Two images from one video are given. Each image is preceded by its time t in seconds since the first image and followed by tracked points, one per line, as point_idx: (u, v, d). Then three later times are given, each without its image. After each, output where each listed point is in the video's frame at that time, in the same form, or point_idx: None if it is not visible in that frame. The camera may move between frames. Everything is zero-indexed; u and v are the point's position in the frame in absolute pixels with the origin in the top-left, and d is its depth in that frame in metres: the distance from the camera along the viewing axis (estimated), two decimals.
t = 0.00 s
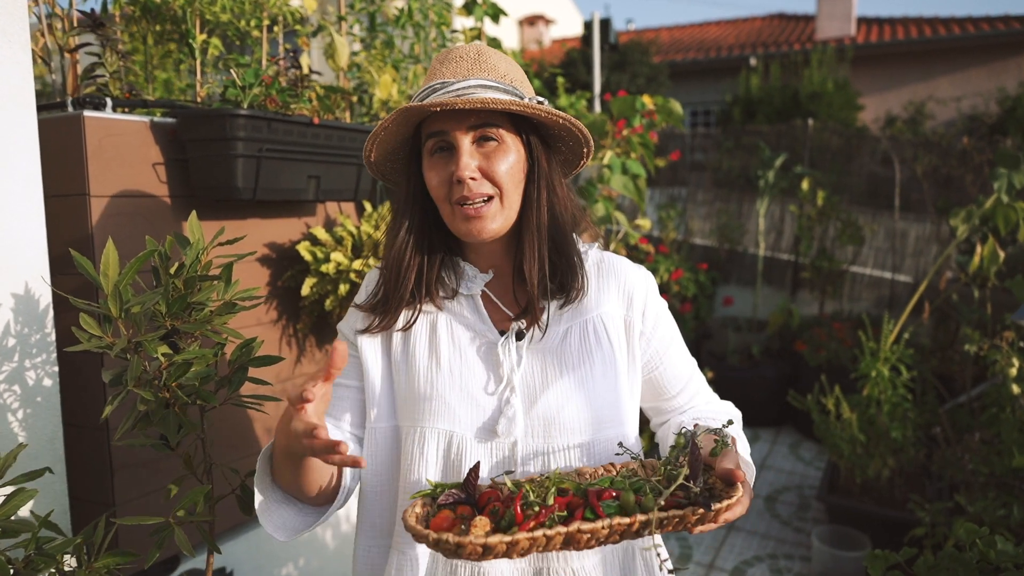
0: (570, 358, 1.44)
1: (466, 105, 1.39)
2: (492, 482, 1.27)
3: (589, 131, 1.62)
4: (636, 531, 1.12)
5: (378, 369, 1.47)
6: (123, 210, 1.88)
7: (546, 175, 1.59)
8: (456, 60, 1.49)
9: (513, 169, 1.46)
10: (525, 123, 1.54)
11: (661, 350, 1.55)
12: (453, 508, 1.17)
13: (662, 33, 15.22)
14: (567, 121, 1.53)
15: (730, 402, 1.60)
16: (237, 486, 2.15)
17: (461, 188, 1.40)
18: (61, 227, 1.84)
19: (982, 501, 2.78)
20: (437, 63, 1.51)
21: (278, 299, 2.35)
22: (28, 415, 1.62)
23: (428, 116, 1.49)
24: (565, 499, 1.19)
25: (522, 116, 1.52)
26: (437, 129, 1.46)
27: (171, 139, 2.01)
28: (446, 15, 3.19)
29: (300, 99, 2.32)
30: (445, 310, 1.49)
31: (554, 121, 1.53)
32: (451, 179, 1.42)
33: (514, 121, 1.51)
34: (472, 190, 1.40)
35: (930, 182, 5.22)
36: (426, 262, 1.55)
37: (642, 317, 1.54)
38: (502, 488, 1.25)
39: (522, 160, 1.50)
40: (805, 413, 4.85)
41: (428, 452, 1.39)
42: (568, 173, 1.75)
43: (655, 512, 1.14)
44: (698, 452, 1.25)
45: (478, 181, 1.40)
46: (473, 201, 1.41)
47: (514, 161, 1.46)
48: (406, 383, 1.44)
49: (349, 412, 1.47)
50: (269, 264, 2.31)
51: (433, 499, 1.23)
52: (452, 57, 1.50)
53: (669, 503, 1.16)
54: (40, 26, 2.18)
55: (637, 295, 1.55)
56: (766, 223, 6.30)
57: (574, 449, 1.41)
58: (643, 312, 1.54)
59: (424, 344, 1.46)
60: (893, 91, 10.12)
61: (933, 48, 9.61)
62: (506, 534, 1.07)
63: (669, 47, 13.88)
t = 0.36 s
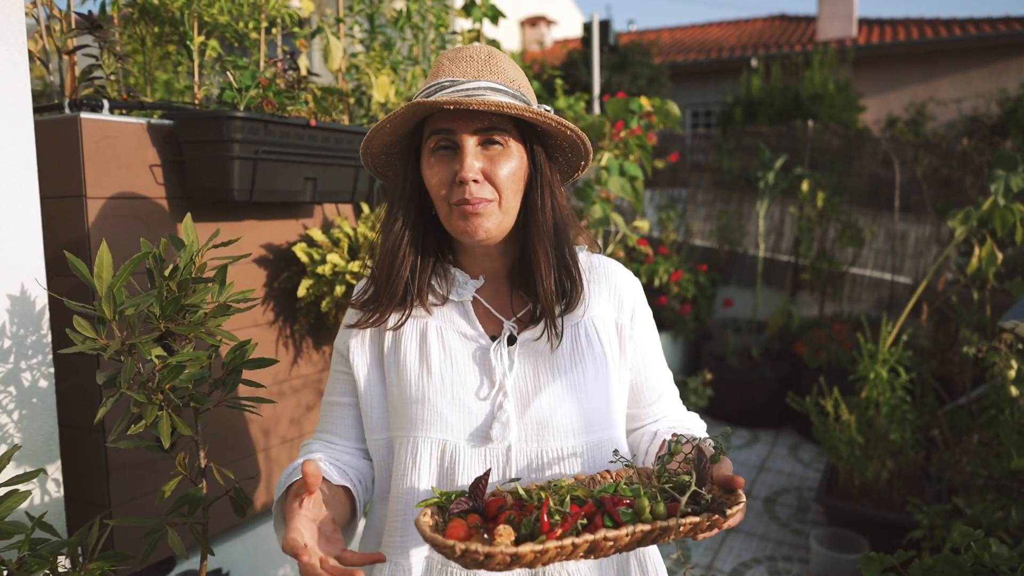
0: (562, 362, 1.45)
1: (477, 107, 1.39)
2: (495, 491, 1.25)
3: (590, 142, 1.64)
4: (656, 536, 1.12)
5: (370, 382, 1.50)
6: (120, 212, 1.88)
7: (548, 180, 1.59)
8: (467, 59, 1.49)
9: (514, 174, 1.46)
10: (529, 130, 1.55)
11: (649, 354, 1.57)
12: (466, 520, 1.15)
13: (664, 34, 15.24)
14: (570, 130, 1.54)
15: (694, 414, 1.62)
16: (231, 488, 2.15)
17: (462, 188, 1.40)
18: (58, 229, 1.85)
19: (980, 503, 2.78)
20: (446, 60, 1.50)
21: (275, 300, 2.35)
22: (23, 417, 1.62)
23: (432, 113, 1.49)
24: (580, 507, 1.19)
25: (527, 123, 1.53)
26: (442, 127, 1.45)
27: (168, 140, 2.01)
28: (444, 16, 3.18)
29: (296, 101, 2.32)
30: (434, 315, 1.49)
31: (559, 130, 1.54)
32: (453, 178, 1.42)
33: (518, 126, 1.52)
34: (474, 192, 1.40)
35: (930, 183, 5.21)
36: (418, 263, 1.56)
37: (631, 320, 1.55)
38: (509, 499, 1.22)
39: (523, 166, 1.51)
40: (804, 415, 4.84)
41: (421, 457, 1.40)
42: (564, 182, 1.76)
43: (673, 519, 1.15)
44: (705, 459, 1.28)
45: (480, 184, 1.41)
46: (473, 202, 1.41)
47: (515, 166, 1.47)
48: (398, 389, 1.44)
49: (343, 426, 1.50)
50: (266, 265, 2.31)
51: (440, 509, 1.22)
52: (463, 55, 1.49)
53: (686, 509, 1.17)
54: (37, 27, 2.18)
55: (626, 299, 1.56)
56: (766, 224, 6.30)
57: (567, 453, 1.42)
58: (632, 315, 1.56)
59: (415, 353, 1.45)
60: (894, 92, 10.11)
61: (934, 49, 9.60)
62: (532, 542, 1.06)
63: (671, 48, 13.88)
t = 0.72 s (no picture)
0: (553, 360, 1.46)
1: (479, 106, 1.39)
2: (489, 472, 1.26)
3: (584, 147, 1.65)
4: (636, 519, 1.13)
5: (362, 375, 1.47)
6: (115, 212, 1.88)
7: (543, 182, 1.59)
8: (467, 59, 1.48)
9: (509, 174, 1.46)
10: (525, 133, 1.56)
11: (640, 352, 1.59)
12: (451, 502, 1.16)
13: (665, 35, 15.24)
14: (566, 133, 1.55)
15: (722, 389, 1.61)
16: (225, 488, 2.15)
17: (459, 187, 1.40)
18: (52, 229, 1.85)
19: (979, 504, 2.77)
20: (447, 58, 1.50)
21: (272, 301, 2.35)
22: (17, 417, 1.62)
23: (430, 111, 1.48)
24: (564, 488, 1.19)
25: (523, 125, 1.54)
26: (441, 125, 1.45)
27: (164, 140, 2.01)
28: (443, 16, 3.17)
29: (292, 101, 2.32)
30: (427, 313, 1.49)
31: (556, 134, 1.55)
32: (450, 176, 1.42)
33: (515, 127, 1.52)
34: (470, 191, 1.40)
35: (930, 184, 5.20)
36: (412, 261, 1.56)
37: (623, 317, 1.56)
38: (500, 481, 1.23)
39: (519, 168, 1.51)
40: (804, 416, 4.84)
41: (411, 457, 1.39)
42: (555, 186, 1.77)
43: (657, 500, 1.15)
44: (695, 440, 1.25)
45: (477, 183, 1.41)
46: (469, 201, 1.40)
47: (511, 167, 1.47)
48: (389, 387, 1.44)
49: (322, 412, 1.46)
50: (264, 266, 2.31)
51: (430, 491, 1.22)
52: (464, 55, 1.49)
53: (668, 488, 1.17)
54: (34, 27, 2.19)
55: (617, 295, 1.57)
56: (766, 225, 6.29)
57: (557, 451, 1.43)
58: (624, 311, 1.57)
59: (407, 350, 1.45)
60: (895, 93, 10.10)
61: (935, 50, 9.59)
62: (508, 527, 1.06)
63: (673, 48, 13.86)
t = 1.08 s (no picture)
0: (547, 360, 1.46)
1: (479, 108, 1.39)
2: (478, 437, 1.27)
3: (582, 149, 1.65)
4: (616, 479, 1.11)
5: (355, 377, 1.48)
6: (113, 212, 1.88)
7: (541, 184, 1.59)
8: (467, 58, 1.48)
9: (507, 175, 1.46)
10: (524, 135, 1.55)
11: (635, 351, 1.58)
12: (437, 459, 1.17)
13: (667, 35, 15.24)
14: (565, 135, 1.54)
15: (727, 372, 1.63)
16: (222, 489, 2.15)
17: (457, 187, 1.40)
18: (49, 228, 1.84)
19: (979, 506, 2.76)
20: (447, 56, 1.49)
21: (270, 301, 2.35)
22: (14, 416, 1.61)
23: (429, 110, 1.48)
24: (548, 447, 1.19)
25: (522, 126, 1.53)
26: (440, 125, 1.44)
27: (162, 140, 2.01)
28: (442, 16, 3.16)
29: (290, 101, 2.31)
30: (421, 313, 1.49)
31: (555, 136, 1.55)
32: (448, 176, 1.41)
33: (514, 128, 1.52)
34: (468, 192, 1.40)
35: (931, 185, 5.19)
36: (409, 260, 1.56)
37: (620, 315, 1.56)
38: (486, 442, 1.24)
39: (517, 169, 1.50)
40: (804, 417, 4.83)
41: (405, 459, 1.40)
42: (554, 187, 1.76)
43: (638, 462, 1.13)
44: (683, 408, 1.26)
45: (475, 184, 1.40)
46: (466, 202, 1.40)
47: (509, 168, 1.47)
48: (383, 388, 1.45)
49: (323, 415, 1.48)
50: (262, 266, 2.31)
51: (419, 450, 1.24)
52: (464, 54, 1.48)
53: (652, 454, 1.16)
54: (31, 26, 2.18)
55: (613, 293, 1.58)
56: (766, 225, 6.28)
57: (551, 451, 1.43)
58: (621, 309, 1.57)
59: (400, 350, 1.45)
60: (897, 94, 10.08)
61: (937, 50, 9.57)
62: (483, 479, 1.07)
63: (674, 49, 13.84)
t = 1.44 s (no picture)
0: (544, 365, 1.46)
1: (481, 108, 1.38)
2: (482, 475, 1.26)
3: (584, 153, 1.64)
4: (627, 516, 1.14)
5: (353, 385, 1.50)
6: (112, 212, 1.88)
7: (542, 186, 1.58)
8: (470, 58, 1.46)
9: (507, 177, 1.45)
10: (525, 137, 1.54)
11: (631, 353, 1.57)
12: (444, 506, 1.16)
13: (669, 35, 15.23)
14: (566, 137, 1.53)
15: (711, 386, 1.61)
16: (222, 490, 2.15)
17: (456, 188, 1.39)
18: (48, 229, 1.84)
19: (982, 507, 2.75)
20: (449, 56, 1.48)
21: (269, 301, 2.35)
22: (12, 417, 1.61)
23: (430, 110, 1.47)
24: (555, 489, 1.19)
25: (523, 128, 1.52)
26: (440, 125, 1.44)
27: (160, 140, 2.00)
28: (442, 16, 3.16)
29: (288, 101, 2.30)
30: (416, 315, 1.49)
31: (556, 139, 1.54)
32: (447, 177, 1.41)
33: (516, 130, 1.51)
34: (468, 192, 1.39)
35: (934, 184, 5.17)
36: (405, 260, 1.56)
37: (616, 319, 1.56)
38: (491, 484, 1.23)
39: (517, 171, 1.50)
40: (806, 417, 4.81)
41: (401, 462, 1.40)
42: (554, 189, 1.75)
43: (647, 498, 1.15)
44: (684, 437, 1.26)
45: (475, 185, 1.40)
46: (466, 203, 1.39)
47: (509, 170, 1.46)
48: (379, 392, 1.45)
49: (327, 428, 1.51)
50: (261, 266, 2.31)
51: (423, 494, 1.23)
52: (466, 54, 1.47)
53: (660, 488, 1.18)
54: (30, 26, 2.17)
55: (610, 297, 1.57)
56: (769, 225, 6.26)
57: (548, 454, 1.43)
58: (616, 313, 1.57)
59: (396, 355, 1.45)
60: (899, 94, 10.06)
61: (940, 50, 9.54)
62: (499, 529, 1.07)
63: (676, 49, 13.82)
